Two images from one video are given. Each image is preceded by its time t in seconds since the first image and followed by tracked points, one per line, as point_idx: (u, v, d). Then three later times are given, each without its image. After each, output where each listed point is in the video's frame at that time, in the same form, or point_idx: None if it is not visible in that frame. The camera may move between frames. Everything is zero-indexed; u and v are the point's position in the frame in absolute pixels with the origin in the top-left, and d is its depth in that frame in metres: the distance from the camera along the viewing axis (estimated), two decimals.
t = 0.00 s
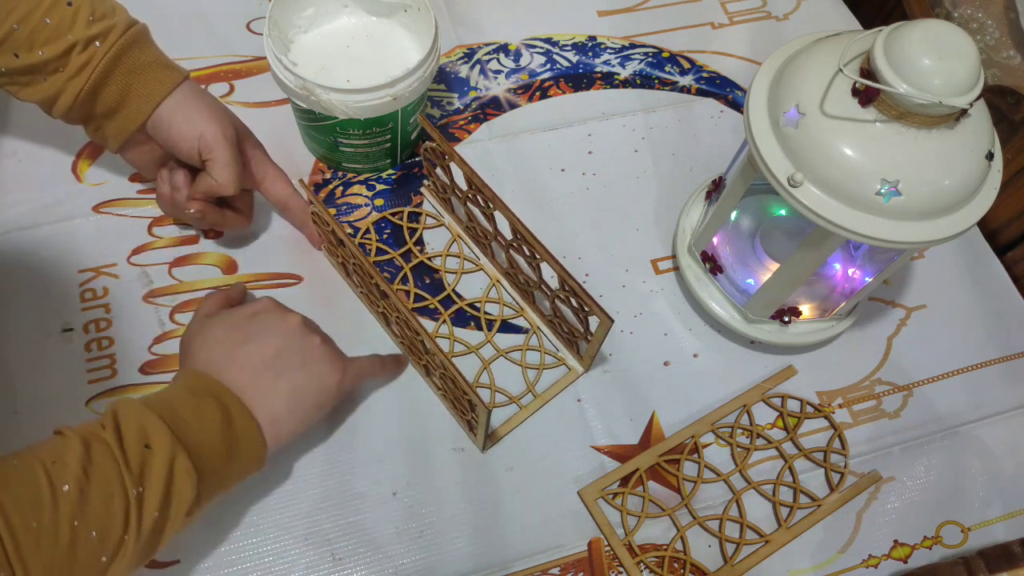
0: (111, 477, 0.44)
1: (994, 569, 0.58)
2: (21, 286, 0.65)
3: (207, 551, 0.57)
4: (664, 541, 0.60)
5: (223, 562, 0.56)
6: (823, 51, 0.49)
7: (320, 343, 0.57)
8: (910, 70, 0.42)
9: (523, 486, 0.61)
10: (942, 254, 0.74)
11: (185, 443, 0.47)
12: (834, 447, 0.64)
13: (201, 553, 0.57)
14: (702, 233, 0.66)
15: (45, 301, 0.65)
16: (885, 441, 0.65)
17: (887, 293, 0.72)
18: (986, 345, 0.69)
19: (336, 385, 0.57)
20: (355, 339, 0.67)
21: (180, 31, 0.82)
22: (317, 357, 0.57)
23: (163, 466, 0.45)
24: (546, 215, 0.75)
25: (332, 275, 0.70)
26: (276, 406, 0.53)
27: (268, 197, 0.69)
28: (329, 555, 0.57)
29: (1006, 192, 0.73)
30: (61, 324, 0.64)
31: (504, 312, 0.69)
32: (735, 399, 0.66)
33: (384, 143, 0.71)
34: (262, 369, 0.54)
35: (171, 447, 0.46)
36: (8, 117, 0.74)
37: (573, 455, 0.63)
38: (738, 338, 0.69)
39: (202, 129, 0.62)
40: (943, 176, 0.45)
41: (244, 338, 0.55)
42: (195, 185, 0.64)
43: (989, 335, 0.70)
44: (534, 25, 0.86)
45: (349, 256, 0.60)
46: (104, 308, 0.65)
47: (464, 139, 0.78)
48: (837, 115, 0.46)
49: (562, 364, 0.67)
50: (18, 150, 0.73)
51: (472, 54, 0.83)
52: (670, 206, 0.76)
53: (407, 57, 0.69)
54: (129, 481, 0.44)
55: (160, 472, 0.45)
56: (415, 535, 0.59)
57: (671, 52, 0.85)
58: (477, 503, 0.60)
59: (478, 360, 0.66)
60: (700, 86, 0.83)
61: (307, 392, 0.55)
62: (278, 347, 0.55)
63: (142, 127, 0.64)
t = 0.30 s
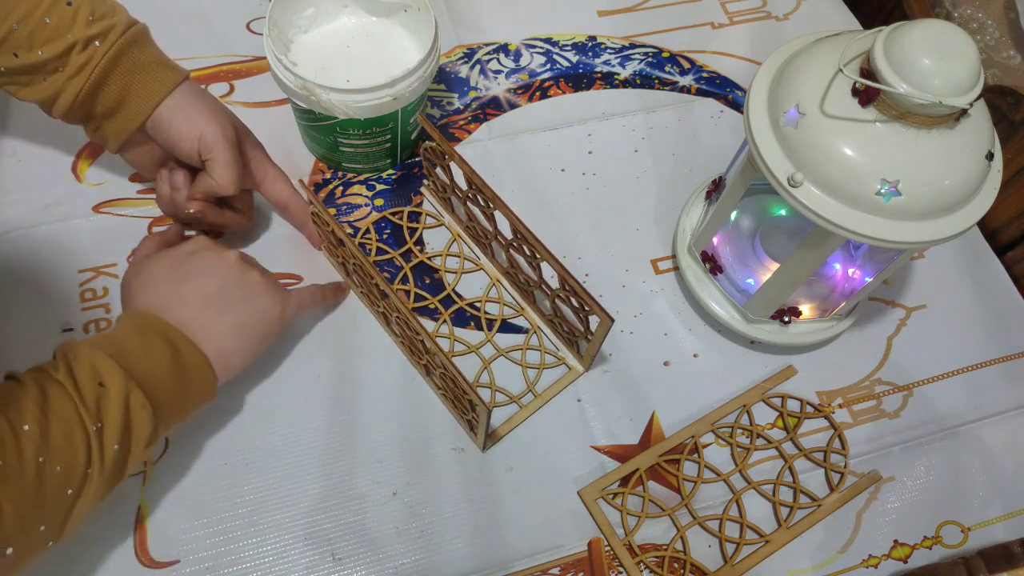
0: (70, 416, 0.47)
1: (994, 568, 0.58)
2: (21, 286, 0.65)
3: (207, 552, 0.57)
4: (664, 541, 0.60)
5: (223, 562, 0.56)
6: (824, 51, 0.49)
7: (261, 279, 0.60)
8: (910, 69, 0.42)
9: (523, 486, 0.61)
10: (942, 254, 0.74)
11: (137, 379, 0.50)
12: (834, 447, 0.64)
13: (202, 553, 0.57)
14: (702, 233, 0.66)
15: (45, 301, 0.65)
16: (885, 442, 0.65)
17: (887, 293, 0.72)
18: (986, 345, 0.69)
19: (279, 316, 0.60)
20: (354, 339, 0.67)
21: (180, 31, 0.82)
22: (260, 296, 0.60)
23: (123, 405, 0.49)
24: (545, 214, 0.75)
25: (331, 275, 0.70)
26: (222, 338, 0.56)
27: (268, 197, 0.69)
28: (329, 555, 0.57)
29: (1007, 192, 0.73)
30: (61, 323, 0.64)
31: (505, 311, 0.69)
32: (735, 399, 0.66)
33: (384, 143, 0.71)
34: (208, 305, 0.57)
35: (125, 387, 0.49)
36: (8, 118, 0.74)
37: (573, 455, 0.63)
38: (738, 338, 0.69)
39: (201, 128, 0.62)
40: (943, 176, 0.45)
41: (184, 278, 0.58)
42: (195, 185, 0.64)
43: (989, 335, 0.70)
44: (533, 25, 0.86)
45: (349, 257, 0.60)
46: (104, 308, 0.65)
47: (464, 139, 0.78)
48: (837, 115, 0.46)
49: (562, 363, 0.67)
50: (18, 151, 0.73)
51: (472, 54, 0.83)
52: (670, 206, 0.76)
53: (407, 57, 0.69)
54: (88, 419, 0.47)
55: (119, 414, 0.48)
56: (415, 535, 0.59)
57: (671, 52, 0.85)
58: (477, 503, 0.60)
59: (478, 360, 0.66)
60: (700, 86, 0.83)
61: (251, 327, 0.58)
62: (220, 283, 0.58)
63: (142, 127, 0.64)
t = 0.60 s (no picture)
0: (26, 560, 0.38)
1: (994, 568, 0.58)
2: (21, 286, 0.65)
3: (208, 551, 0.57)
4: (664, 541, 0.60)
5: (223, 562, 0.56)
6: (824, 51, 0.49)
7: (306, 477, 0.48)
8: (910, 69, 0.42)
9: (523, 486, 0.61)
10: (942, 254, 0.74)
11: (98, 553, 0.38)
12: (834, 447, 0.64)
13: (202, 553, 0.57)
14: (702, 233, 0.66)
15: (45, 301, 0.65)
16: (885, 441, 0.65)
17: (887, 293, 0.72)
18: (986, 345, 0.70)
19: (324, 454, 0.54)
20: (354, 339, 0.67)
21: (180, 31, 0.82)
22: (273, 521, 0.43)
23: None
24: (545, 214, 0.75)
25: (331, 275, 0.70)
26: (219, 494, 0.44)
27: (268, 198, 0.69)
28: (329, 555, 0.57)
29: (1006, 191, 0.73)
30: (61, 324, 0.64)
31: (506, 312, 0.69)
32: (735, 399, 0.66)
33: (384, 143, 0.71)
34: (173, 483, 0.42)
35: None
36: (8, 118, 0.74)
37: (573, 455, 0.63)
38: (738, 339, 0.69)
39: (201, 129, 0.62)
40: (943, 176, 0.45)
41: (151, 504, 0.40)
42: (194, 185, 0.64)
43: (989, 335, 0.70)
44: (534, 25, 0.86)
45: (349, 258, 0.60)
46: (104, 308, 0.65)
47: (464, 139, 0.78)
48: (837, 115, 0.46)
49: (563, 363, 0.67)
50: (17, 151, 0.72)
51: (472, 54, 0.83)
52: (670, 205, 0.76)
53: (408, 57, 0.69)
54: None
55: None
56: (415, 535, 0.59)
57: (672, 52, 0.85)
58: (477, 503, 0.60)
59: (479, 361, 0.66)
60: (700, 86, 0.83)
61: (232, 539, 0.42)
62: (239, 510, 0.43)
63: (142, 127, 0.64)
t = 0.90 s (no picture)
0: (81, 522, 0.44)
1: (994, 568, 0.58)
2: (21, 285, 0.65)
3: (208, 552, 0.57)
4: (664, 541, 0.60)
5: (223, 562, 0.57)
6: (824, 51, 0.49)
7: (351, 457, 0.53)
8: (910, 69, 0.42)
9: (523, 486, 0.61)
10: (942, 253, 0.74)
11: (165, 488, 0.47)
12: (834, 447, 0.64)
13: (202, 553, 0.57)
14: (702, 233, 0.66)
15: (45, 300, 0.65)
16: (885, 441, 0.65)
17: (887, 293, 0.72)
18: (986, 345, 0.69)
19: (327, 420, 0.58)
20: (354, 339, 0.67)
21: (180, 31, 0.82)
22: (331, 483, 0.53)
23: (156, 549, 0.47)
24: (545, 214, 0.75)
25: (331, 275, 0.70)
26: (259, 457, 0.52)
27: (268, 198, 0.69)
28: (329, 554, 0.57)
29: (1007, 191, 0.73)
30: (61, 324, 0.64)
31: (506, 312, 0.69)
32: (735, 399, 0.66)
33: (384, 143, 0.71)
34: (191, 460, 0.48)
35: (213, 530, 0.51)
36: (8, 118, 0.74)
37: (573, 455, 0.63)
38: (738, 339, 0.69)
39: (202, 129, 0.63)
40: (943, 176, 0.45)
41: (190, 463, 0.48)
42: (195, 185, 0.64)
43: (989, 335, 0.70)
44: (534, 25, 0.86)
45: (349, 259, 0.60)
46: (105, 309, 0.65)
47: (464, 139, 0.78)
48: (837, 115, 0.46)
49: (563, 363, 0.67)
50: (18, 151, 0.73)
51: (472, 54, 0.83)
52: (670, 205, 0.76)
53: (407, 57, 0.69)
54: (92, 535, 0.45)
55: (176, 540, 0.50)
56: (415, 535, 0.59)
57: (672, 52, 0.85)
58: (477, 503, 0.60)
59: (479, 360, 0.66)
60: (700, 86, 0.83)
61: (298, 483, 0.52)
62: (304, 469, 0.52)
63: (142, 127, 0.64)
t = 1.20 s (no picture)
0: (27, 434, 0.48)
1: (994, 568, 0.58)
2: (21, 285, 0.65)
3: (208, 551, 0.57)
4: (664, 541, 0.60)
5: (223, 562, 0.57)
6: (824, 50, 0.49)
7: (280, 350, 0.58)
8: (910, 69, 0.42)
9: (523, 486, 0.61)
10: (942, 254, 0.74)
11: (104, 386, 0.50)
12: (834, 447, 0.64)
13: (202, 553, 0.57)
14: (702, 233, 0.66)
15: (45, 300, 0.65)
16: (885, 441, 0.65)
17: (887, 293, 0.72)
18: (987, 345, 0.69)
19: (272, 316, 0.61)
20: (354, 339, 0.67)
21: (180, 31, 0.82)
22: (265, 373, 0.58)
23: (106, 442, 0.51)
24: (545, 214, 0.75)
25: (331, 274, 0.70)
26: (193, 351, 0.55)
27: (269, 197, 0.69)
28: (329, 555, 0.57)
29: (1006, 192, 0.73)
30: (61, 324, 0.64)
31: (509, 302, 0.69)
32: (735, 399, 0.66)
33: (384, 143, 0.71)
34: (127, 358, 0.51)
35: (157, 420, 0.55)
36: (8, 118, 0.74)
37: (573, 455, 0.63)
38: (737, 339, 0.69)
39: (204, 127, 0.63)
40: (943, 176, 0.45)
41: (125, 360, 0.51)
42: (196, 184, 0.64)
43: (990, 335, 0.70)
44: (534, 24, 0.86)
45: (352, 258, 0.60)
46: (105, 308, 0.65)
47: (464, 139, 0.78)
48: (837, 115, 0.46)
49: (569, 349, 0.67)
50: (18, 150, 0.72)
51: (472, 54, 0.83)
52: (670, 205, 0.76)
53: (407, 57, 0.69)
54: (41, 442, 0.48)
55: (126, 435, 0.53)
56: (415, 535, 0.59)
57: (671, 52, 0.85)
58: (477, 503, 0.60)
59: (486, 351, 0.67)
60: (700, 86, 0.83)
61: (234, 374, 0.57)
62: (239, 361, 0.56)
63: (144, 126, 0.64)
